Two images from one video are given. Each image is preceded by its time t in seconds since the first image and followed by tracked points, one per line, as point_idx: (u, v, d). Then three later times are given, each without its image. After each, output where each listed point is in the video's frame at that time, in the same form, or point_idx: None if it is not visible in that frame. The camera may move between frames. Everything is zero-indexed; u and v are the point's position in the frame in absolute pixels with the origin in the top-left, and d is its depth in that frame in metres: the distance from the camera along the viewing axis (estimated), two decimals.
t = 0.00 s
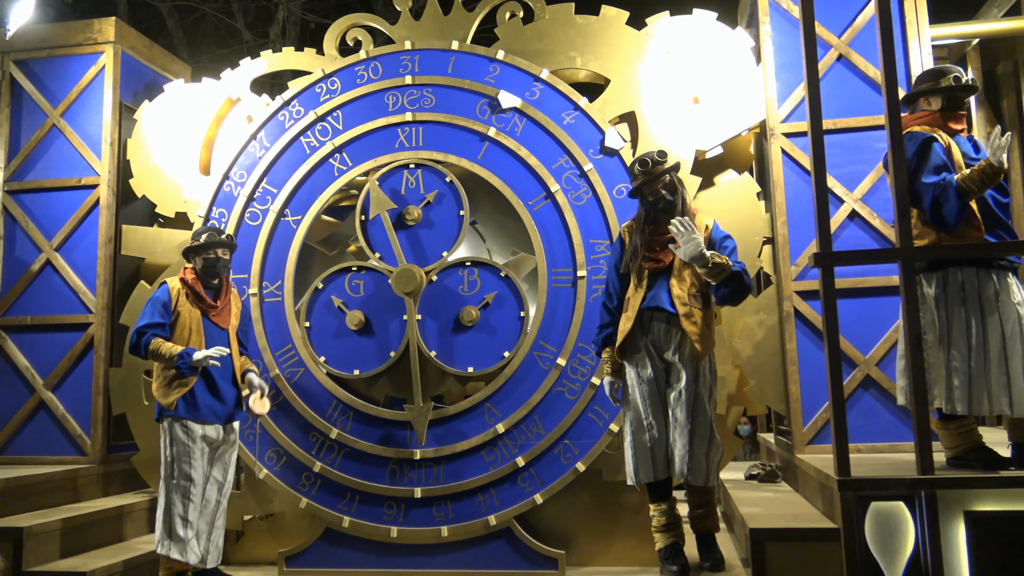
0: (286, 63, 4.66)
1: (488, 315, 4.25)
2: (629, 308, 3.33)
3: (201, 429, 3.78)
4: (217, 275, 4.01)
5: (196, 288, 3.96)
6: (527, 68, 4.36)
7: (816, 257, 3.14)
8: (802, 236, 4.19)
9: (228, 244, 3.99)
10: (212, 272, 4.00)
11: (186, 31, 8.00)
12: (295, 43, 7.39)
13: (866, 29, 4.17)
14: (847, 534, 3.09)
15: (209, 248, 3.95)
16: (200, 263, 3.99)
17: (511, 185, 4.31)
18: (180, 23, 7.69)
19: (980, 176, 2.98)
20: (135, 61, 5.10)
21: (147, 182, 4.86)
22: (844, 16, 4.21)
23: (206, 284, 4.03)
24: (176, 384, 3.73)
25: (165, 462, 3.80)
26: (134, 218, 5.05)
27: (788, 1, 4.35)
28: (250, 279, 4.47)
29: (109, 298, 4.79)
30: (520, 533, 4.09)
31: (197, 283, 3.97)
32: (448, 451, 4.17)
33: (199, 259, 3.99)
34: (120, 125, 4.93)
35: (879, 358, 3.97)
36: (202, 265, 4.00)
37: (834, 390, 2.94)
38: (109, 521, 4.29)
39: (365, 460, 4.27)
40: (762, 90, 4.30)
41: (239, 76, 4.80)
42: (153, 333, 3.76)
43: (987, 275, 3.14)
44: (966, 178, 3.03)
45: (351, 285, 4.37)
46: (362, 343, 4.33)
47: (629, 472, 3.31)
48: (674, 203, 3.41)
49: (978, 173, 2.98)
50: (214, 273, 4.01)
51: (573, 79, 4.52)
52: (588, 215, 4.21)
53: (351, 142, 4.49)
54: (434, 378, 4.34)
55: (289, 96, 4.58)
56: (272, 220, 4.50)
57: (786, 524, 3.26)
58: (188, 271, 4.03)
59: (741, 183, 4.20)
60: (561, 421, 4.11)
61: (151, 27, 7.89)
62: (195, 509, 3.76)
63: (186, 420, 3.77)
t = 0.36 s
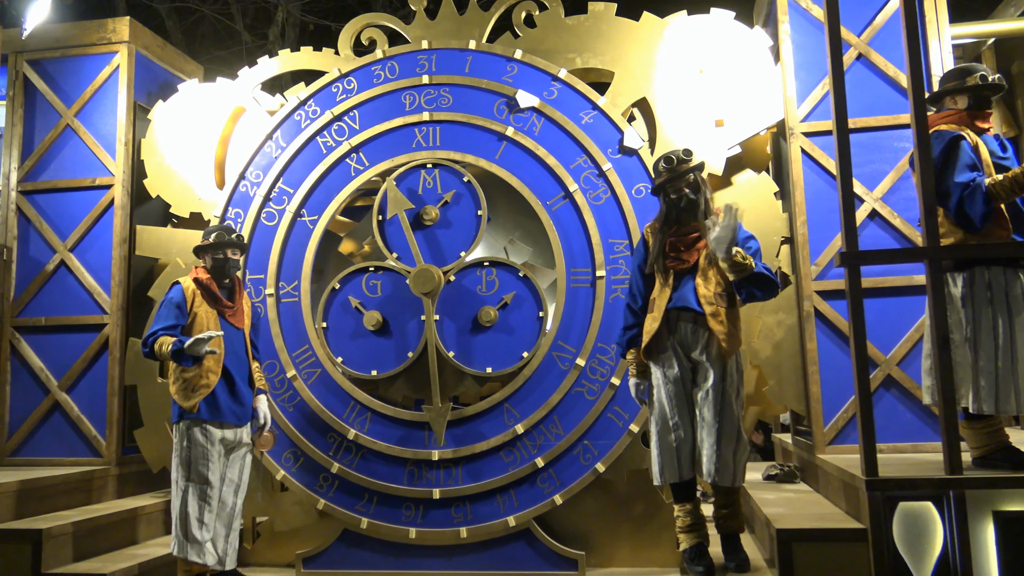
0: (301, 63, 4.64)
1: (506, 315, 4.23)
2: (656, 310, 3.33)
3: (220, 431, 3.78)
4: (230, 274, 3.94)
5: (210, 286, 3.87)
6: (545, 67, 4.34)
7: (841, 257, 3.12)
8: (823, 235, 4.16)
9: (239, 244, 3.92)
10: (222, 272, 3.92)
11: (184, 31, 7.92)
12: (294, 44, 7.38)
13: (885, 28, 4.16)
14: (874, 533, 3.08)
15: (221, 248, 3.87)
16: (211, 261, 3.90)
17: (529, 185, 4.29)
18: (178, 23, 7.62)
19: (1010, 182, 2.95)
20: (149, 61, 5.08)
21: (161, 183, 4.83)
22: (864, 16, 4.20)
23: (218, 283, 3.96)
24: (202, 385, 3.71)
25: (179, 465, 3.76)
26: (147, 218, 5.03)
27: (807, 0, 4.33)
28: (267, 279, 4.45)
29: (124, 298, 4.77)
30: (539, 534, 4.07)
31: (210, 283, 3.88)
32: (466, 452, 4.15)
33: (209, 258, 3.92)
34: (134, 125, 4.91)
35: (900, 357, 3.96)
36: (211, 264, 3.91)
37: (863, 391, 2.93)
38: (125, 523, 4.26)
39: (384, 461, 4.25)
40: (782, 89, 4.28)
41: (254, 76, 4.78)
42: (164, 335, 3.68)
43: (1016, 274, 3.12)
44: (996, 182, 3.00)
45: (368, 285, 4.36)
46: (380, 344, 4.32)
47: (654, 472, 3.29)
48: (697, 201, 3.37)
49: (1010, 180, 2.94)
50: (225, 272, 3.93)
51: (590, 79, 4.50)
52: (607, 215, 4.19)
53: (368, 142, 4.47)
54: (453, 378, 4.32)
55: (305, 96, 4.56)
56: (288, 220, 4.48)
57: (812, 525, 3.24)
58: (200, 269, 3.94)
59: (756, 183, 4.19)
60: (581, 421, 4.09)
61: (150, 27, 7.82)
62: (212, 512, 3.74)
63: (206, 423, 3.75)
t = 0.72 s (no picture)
0: (318, 62, 4.62)
1: (526, 315, 4.22)
2: (690, 309, 3.33)
3: (236, 432, 3.71)
4: (243, 275, 3.87)
5: (222, 287, 3.80)
6: (564, 67, 4.33)
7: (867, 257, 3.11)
8: (843, 234, 4.14)
9: (253, 245, 3.82)
10: (235, 272, 3.85)
11: (186, 33, 7.89)
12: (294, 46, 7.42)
13: (905, 27, 4.15)
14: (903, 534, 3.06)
15: (234, 248, 3.79)
16: (223, 262, 3.83)
17: (548, 184, 4.28)
18: (180, 25, 7.59)
19: None
20: (164, 61, 5.07)
21: (176, 183, 4.82)
22: (884, 14, 4.19)
23: (230, 283, 3.88)
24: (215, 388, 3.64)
25: (195, 468, 3.69)
26: (162, 218, 5.02)
27: None
28: (284, 279, 4.44)
29: (140, 299, 4.76)
30: (560, 534, 4.06)
31: (222, 283, 3.80)
32: (486, 453, 4.14)
33: (221, 259, 3.85)
34: (150, 125, 4.90)
35: (922, 356, 3.95)
36: (224, 265, 3.84)
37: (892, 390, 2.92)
38: (143, 524, 4.25)
39: (403, 462, 4.24)
40: (802, 89, 4.27)
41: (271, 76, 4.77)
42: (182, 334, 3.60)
43: None
44: None
45: (386, 285, 4.35)
46: (398, 344, 4.31)
47: (685, 469, 3.32)
48: (727, 196, 3.41)
49: None
50: (239, 273, 3.85)
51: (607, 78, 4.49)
52: (627, 214, 4.18)
53: (386, 142, 4.46)
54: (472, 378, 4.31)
55: (322, 96, 4.55)
56: (306, 220, 4.47)
57: (839, 525, 3.22)
58: (211, 269, 3.86)
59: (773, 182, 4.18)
60: (601, 421, 4.08)
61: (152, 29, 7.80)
62: (228, 514, 3.68)
63: (221, 425, 3.69)
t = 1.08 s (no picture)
0: (333, 60, 4.60)
1: (544, 314, 4.21)
2: (722, 309, 3.32)
3: (252, 432, 3.67)
4: (255, 274, 3.85)
5: (237, 286, 3.78)
6: (582, 65, 4.32)
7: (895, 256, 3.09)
8: (863, 233, 4.12)
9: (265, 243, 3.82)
10: (247, 272, 3.84)
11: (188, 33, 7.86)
12: (293, 46, 7.35)
13: (925, 25, 4.14)
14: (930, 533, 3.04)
15: (247, 247, 3.78)
16: (235, 260, 3.82)
17: (566, 183, 4.27)
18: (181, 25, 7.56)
19: None
20: (178, 59, 5.05)
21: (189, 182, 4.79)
22: (904, 12, 4.18)
23: (242, 283, 3.86)
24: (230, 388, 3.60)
25: (211, 468, 3.65)
26: (176, 217, 4.99)
27: None
28: (300, 278, 4.42)
29: (154, 298, 4.74)
30: (579, 534, 4.04)
31: (236, 282, 3.78)
32: (504, 452, 4.12)
33: (232, 257, 3.83)
34: (164, 124, 4.88)
35: (943, 356, 3.93)
36: (237, 264, 3.82)
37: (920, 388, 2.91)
38: (160, 524, 4.23)
39: (422, 461, 4.22)
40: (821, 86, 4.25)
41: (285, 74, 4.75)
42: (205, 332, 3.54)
43: None
44: None
45: (403, 284, 4.33)
46: (415, 343, 4.29)
47: (717, 467, 3.32)
48: (757, 193, 3.39)
49: None
50: (251, 272, 3.84)
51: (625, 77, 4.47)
52: (645, 212, 4.17)
53: (402, 140, 4.44)
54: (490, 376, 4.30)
55: (339, 94, 4.53)
56: (322, 218, 4.45)
57: (865, 524, 3.20)
58: (223, 268, 3.84)
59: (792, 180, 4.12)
60: (620, 421, 4.06)
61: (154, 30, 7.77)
62: (244, 514, 3.65)
63: (235, 424, 3.65)
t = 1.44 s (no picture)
0: (348, 57, 4.58)
1: (561, 311, 4.19)
2: (741, 304, 3.32)
3: (272, 428, 3.66)
4: (276, 270, 3.83)
5: (258, 281, 3.75)
6: (599, 62, 4.31)
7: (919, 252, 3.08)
8: (881, 230, 4.12)
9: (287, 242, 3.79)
10: (267, 268, 3.80)
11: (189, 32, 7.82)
12: (290, 46, 7.26)
13: (944, 22, 4.13)
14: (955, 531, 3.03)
15: (268, 248, 3.74)
16: (254, 254, 3.77)
17: (582, 180, 4.25)
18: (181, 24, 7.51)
19: None
20: (190, 56, 5.03)
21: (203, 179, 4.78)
22: (923, 8, 4.17)
23: (264, 279, 3.84)
24: (252, 382, 3.59)
25: (231, 466, 3.64)
26: (189, 214, 4.97)
27: None
28: (316, 276, 4.40)
29: (167, 295, 4.72)
30: (597, 532, 4.03)
31: (258, 278, 3.76)
32: (521, 450, 4.10)
33: (251, 253, 3.79)
34: (177, 121, 4.86)
35: (962, 353, 3.93)
36: (257, 260, 3.78)
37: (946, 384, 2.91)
38: (177, 522, 4.21)
39: (438, 459, 4.20)
40: (840, 83, 4.24)
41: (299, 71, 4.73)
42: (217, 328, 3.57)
43: None
44: None
45: (419, 281, 4.31)
46: (432, 341, 4.27)
47: (737, 466, 3.31)
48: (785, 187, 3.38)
49: None
50: (272, 269, 3.81)
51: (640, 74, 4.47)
52: (663, 209, 4.16)
53: (418, 137, 4.43)
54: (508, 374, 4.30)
55: (354, 91, 4.51)
56: (337, 216, 4.43)
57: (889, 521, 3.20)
58: (245, 265, 3.82)
59: (810, 178, 4.12)
60: (639, 419, 4.05)
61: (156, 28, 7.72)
62: (264, 511, 3.64)
63: (256, 419, 3.64)
